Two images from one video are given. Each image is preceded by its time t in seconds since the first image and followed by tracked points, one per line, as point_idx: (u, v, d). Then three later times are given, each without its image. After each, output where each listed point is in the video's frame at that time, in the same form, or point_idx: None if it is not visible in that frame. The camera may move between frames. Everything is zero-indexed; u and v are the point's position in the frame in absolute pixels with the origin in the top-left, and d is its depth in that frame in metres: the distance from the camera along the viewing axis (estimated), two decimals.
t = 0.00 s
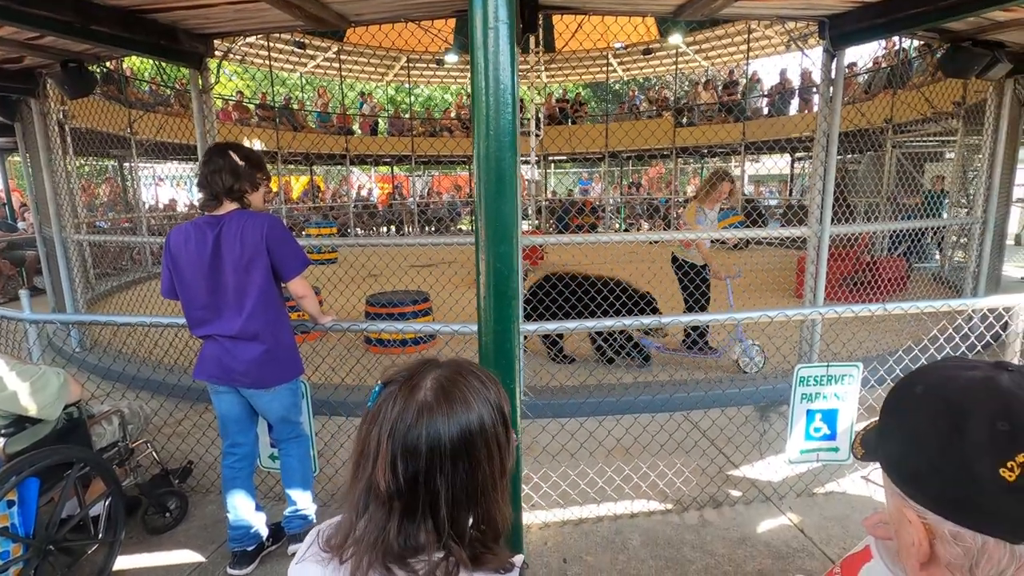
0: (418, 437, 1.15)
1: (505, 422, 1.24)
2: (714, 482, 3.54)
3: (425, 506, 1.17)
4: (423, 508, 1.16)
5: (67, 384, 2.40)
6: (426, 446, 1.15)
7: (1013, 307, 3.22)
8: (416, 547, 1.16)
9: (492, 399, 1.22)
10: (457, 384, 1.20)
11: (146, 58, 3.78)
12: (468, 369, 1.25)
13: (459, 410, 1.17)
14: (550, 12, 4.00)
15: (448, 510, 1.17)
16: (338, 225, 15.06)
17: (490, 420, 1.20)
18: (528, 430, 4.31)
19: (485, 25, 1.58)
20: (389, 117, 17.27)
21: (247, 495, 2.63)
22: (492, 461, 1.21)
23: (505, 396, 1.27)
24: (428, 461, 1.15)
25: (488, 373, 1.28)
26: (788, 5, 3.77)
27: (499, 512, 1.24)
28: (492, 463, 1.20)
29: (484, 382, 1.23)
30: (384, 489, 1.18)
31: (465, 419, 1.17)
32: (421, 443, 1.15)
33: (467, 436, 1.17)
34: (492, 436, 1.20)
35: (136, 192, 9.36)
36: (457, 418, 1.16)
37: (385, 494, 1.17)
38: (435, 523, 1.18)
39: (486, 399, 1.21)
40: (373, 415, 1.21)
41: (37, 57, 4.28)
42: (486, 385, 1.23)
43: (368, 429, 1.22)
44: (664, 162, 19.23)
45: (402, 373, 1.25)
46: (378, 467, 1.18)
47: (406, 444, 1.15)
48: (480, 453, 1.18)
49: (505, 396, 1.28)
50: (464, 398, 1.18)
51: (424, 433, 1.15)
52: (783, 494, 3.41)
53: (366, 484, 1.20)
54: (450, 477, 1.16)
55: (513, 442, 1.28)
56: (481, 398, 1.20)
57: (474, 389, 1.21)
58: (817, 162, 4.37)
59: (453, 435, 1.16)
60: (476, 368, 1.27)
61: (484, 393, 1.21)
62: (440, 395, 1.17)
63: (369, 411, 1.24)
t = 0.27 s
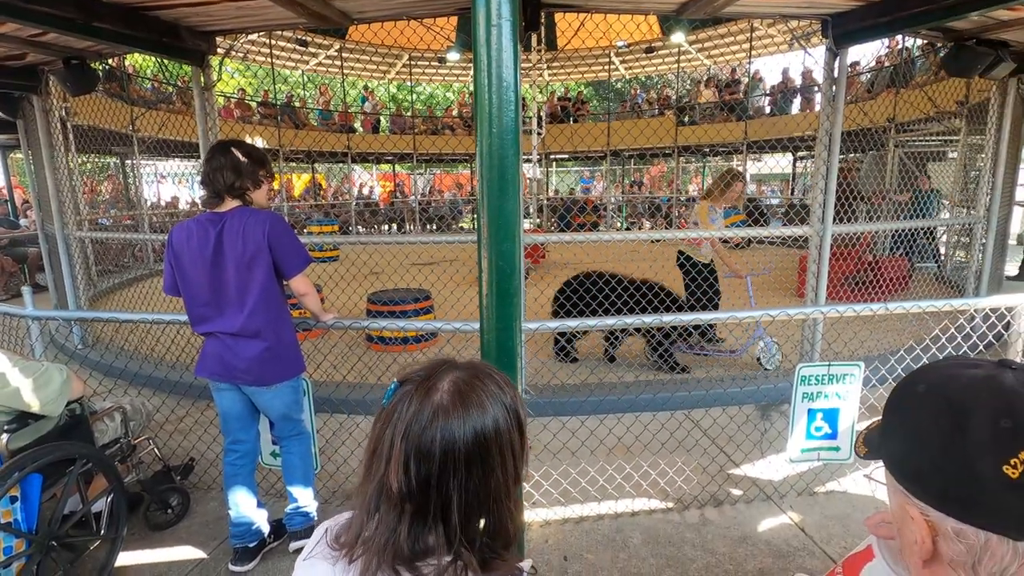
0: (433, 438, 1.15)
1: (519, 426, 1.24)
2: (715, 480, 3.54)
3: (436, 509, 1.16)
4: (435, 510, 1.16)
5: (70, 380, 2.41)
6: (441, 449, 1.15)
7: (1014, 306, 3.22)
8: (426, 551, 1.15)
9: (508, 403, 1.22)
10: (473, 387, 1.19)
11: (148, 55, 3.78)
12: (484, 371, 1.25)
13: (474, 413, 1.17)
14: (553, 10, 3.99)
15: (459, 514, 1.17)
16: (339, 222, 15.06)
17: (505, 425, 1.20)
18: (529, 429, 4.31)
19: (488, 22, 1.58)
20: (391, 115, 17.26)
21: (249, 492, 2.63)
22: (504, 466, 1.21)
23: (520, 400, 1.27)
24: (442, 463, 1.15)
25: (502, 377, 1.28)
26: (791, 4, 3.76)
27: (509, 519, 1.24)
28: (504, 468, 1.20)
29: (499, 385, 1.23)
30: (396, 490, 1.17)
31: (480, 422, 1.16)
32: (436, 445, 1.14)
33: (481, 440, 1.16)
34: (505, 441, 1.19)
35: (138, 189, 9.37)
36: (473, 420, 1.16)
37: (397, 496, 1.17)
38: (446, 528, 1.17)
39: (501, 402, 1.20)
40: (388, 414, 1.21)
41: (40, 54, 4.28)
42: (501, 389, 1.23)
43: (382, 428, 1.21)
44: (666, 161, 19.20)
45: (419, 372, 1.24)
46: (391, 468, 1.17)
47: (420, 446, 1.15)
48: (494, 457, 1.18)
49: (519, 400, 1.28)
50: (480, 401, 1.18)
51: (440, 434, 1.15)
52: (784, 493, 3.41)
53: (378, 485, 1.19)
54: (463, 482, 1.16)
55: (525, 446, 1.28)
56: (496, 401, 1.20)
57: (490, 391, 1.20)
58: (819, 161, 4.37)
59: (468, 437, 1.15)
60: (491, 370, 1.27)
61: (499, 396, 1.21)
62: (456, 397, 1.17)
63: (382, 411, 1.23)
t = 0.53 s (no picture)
0: (440, 443, 1.14)
1: (527, 431, 1.23)
2: (716, 481, 3.54)
3: (442, 514, 1.16)
4: (441, 515, 1.15)
5: (72, 379, 2.41)
6: (448, 453, 1.13)
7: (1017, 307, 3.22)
8: (431, 554, 1.15)
9: (516, 407, 1.20)
10: (482, 390, 1.18)
11: (151, 55, 3.79)
12: (493, 375, 1.24)
13: (482, 416, 1.15)
14: (555, 10, 3.99)
15: (464, 520, 1.16)
16: (341, 222, 15.07)
17: (514, 430, 1.19)
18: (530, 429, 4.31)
19: (491, 22, 1.58)
20: (393, 115, 17.26)
21: (251, 492, 2.63)
22: (512, 471, 1.20)
23: (529, 405, 1.26)
24: (449, 468, 1.14)
25: (512, 380, 1.27)
26: (794, 5, 3.77)
27: (515, 525, 1.23)
28: (511, 474, 1.19)
29: (509, 389, 1.22)
30: (402, 493, 1.16)
31: (489, 427, 1.15)
32: (443, 449, 1.13)
33: (489, 445, 1.15)
34: (513, 446, 1.18)
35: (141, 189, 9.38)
36: (481, 424, 1.15)
37: (403, 499, 1.16)
38: (452, 533, 1.17)
39: (510, 406, 1.19)
40: (396, 416, 1.20)
41: (43, 53, 4.30)
42: (510, 393, 1.22)
43: (390, 430, 1.20)
44: (668, 161, 19.18)
45: (428, 374, 1.23)
46: (397, 471, 1.16)
47: (426, 450, 1.14)
48: (501, 463, 1.17)
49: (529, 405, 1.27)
50: (489, 406, 1.17)
51: (448, 438, 1.13)
52: (786, 494, 3.40)
53: (384, 487, 1.19)
54: (470, 487, 1.15)
55: (534, 451, 1.27)
56: (505, 405, 1.19)
57: (499, 395, 1.19)
58: (822, 162, 4.37)
59: (476, 442, 1.14)
60: (500, 374, 1.26)
61: (508, 401, 1.20)
62: (465, 401, 1.16)
63: (390, 412, 1.23)
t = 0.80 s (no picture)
0: (443, 443, 1.14)
1: (530, 431, 1.23)
2: (717, 482, 3.53)
3: (444, 515, 1.16)
4: (443, 516, 1.16)
5: (74, 378, 2.42)
6: (450, 455, 1.14)
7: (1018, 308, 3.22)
8: (434, 556, 1.16)
9: (519, 407, 1.21)
10: (485, 391, 1.18)
11: (154, 54, 3.80)
12: (496, 375, 1.24)
13: (485, 417, 1.15)
14: (557, 10, 4.00)
15: (466, 523, 1.16)
16: (343, 222, 15.08)
17: (516, 431, 1.19)
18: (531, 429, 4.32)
19: (493, 22, 1.58)
20: (395, 115, 17.27)
21: (252, 490, 2.64)
22: (515, 473, 1.20)
23: (532, 405, 1.26)
24: (451, 470, 1.14)
25: (514, 380, 1.27)
26: (797, 5, 3.76)
27: (518, 527, 1.23)
28: (513, 476, 1.19)
29: (512, 389, 1.22)
30: (404, 495, 1.16)
31: (492, 427, 1.15)
32: (445, 450, 1.14)
33: (491, 446, 1.15)
34: (515, 447, 1.18)
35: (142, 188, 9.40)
36: (483, 425, 1.15)
37: (405, 500, 1.16)
38: (454, 535, 1.17)
39: (512, 407, 1.19)
40: (398, 416, 1.20)
41: (46, 53, 4.30)
42: (513, 393, 1.22)
43: (392, 430, 1.21)
44: (670, 162, 19.18)
45: (431, 374, 1.24)
46: (400, 471, 1.17)
47: (428, 451, 1.14)
48: (503, 464, 1.17)
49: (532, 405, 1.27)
50: (491, 406, 1.17)
51: (450, 439, 1.14)
52: (786, 495, 3.40)
53: (387, 488, 1.19)
54: (472, 488, 1.15)
55: (536, 452, 1.27)
56: (508, 405, 1.19)
57: (502, 396, 1.20)
58: (823, 163, 4.36)
59: (478, 443, 1.14)
60: (503, 374, 1.26)
61: (511, 402, 1.20)
62: (467, 401, 1.16)
63: (393, 413, 1.23)
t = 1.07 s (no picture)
0: (440, 445, 1.13)
1: (528, 432, 1.23)
2: (717, 484, 3.53)
3: (443, 518, 1.16)
4: (442, 518, 1.15)
5: (73, 378, 2.42)
6: (448, 457, 1.13)
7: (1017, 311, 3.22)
8: (433, 557, 1.16)
9: (516, 408, 1.20)
10: (482, 393, 1.18)
11: (155, 55, 3.80)
12: (493, 376, 1.24)
13: (482, 418, 1.15)
14: (557, 12, 4.01)
15: (465, 525, 1.16)
16: (343, 223, 15.09)
17: (514, 432, 1.19)
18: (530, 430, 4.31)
19: (494, 24, 1.58)
20: (395, 116, 17.29)
21: (250, 491, 2.64)
22: (513, 474, 1.20)
23: (530, 405, 1.26)
24: (449, 472, 1.13)
25: (512, 381, 1.27)
26: (797, 8, 3.77)
27: (517, 528, 1.23)
28: (512, 477, 1.19)
29: (509, 390, 1.22)
30: (402, 497, 1.16)
31: (489, 429, 1.15)
32: (443, 452, 1.13)
33: (489, 447, 1.15)
34: (513, 448, 1.18)
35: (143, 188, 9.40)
36: (480, 426, 1.15)
37: (404, 503, 1.16)
38: (453, 537, 1.17)
39: (510, 408, 1.19)
40: (396, 419, 1.20)
41: (46, 53, 4.31)
42: (510, 394, 1.22)
43: (390, 432, 1.21)
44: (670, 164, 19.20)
45: (428, 377, 1.23)
46: (398, 475, 1.17)
47: (426, 453, 1.14)
48: (501, 464, 1.17)
49: (529, 405, 1.27)
50: (489, 408, 1.17)
51: (447, 441, 1.13)
52: (786, 497, 3.40)
53: (385, 491, 1.19)
54: (470, 491, 1.15)
55: (535, 453, 1.27)
56: (505, 406, 1.19)
57: (499, 397, 1.19)
58: (823, 165, 4.36)
59: (475, 444, 1.14)
60: (500, 375, 1.26)
61: (508, 403, 1.20)
62: (464, 403, 1.16)
63: (390, 415, 1.23)
